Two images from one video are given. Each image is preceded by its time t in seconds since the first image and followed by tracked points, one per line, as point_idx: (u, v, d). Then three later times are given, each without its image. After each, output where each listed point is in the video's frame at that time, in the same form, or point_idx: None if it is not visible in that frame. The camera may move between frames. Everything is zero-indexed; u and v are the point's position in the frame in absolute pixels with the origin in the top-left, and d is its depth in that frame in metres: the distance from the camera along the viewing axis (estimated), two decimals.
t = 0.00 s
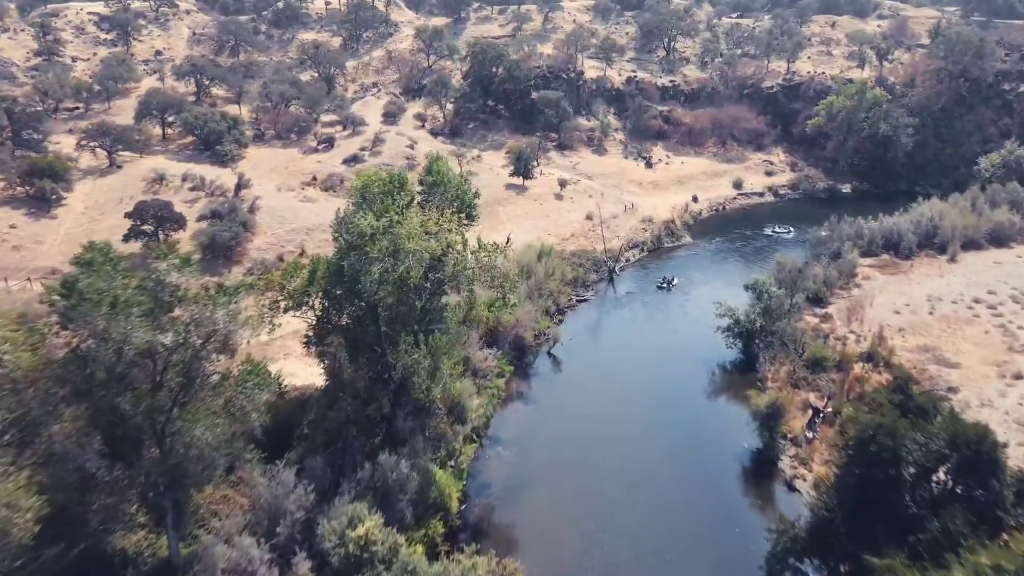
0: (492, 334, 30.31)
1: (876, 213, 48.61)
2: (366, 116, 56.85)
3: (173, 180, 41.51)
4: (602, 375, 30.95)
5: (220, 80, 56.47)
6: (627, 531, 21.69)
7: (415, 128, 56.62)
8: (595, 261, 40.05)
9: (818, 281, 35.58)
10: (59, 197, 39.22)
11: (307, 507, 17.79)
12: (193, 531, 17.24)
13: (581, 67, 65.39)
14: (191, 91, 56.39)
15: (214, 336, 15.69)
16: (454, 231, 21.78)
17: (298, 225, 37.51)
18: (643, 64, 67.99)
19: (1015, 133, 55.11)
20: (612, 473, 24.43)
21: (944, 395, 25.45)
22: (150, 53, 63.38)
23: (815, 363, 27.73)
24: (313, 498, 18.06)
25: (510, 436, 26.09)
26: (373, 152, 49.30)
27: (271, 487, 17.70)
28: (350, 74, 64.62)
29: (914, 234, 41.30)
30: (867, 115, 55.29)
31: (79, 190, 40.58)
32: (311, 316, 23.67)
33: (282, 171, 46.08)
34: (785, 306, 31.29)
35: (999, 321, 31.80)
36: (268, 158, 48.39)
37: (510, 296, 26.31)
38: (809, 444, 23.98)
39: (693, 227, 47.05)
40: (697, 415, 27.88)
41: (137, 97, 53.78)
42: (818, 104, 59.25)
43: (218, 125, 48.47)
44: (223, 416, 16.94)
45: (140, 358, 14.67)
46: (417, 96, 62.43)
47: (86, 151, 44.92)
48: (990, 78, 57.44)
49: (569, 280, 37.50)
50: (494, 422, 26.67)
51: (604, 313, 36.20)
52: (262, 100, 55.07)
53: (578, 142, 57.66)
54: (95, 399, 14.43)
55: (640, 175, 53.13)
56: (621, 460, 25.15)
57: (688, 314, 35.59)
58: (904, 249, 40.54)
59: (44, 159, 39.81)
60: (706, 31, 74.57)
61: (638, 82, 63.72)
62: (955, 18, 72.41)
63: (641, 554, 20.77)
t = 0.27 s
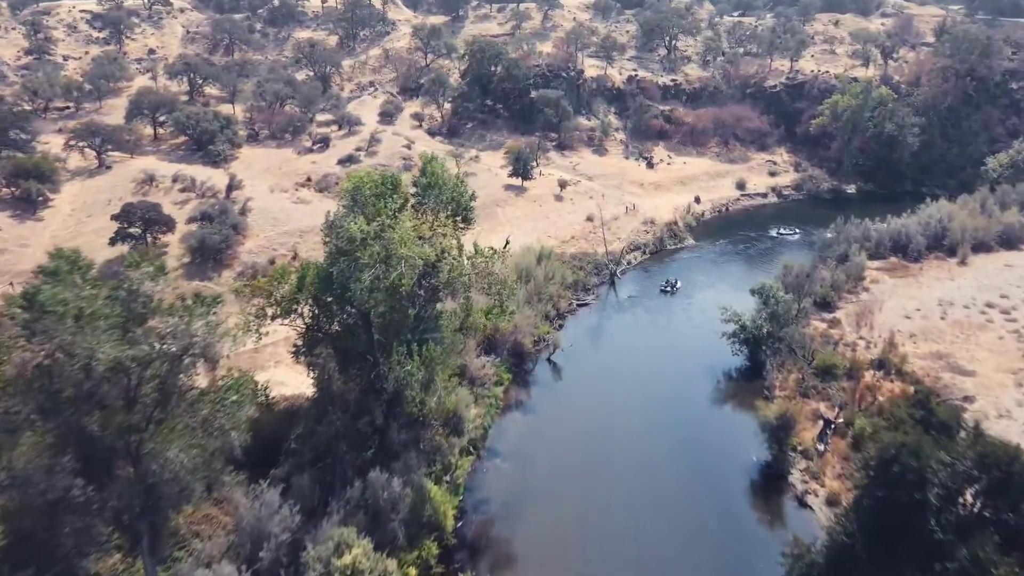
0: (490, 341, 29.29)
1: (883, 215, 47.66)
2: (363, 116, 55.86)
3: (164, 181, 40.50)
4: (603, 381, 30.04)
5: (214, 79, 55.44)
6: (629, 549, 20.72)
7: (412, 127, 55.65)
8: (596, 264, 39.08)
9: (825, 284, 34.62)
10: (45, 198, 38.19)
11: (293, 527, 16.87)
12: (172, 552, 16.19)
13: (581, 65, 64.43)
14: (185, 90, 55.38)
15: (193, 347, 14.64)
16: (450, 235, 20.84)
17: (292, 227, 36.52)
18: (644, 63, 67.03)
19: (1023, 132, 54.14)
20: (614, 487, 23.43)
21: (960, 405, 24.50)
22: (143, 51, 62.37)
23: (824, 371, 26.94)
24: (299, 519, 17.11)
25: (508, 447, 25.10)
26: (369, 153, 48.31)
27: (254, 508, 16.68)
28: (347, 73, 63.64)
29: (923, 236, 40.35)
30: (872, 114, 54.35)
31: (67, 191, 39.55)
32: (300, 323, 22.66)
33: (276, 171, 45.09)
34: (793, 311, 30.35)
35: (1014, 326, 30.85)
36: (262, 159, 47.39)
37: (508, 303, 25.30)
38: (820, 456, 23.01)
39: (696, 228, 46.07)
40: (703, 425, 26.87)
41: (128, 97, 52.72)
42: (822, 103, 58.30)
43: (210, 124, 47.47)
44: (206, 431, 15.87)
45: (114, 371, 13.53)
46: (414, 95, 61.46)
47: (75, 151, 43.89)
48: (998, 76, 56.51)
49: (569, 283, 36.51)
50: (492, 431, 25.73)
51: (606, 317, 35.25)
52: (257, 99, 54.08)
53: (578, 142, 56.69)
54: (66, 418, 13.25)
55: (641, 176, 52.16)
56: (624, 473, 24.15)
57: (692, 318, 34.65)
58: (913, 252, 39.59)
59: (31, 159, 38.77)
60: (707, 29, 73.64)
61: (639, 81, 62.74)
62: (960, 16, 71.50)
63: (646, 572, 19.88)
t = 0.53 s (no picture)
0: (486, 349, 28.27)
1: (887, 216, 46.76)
2: (357, 116, 54.83)
3: (150, 182, 39.42)
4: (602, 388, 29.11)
5: (204, 78, 54.37)
6: (633, 566, 19.77)
7: (407, 127, 54.66)
8: (594, 267, 38.12)
9: (830, 288, 33.70)
10: (28, 200, 37.07)
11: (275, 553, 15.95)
12: None
13: (578, 64, 63.48)
14: (174, 90, 54.28)
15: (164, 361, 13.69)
16: (443, 241, 19.92)
17: (282, 230, 35.50)
18: (643, 61, 66.09)
19: None
20: (615, 500, 22.44)
21: (974, 415, 23.57)
22: (133, 50, 61.25)
23: (833, 379, 26.06)
24: (282, 543, 16.21)
25: (505, 459, 24.14)
26: (363, 153, 47.27)
27: (233, 531, 15.65)
28: (341, 72, 62.60)
29: (929, 237, 39.45)
30: (874, 113, 53.47)
31: (51, 193, 38.44)
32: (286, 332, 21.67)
33: (266, 172, 44.06)
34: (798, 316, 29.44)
35: None
36: (253, 159, 46.33)
37: (504, 310, 24.31)
38: (830, 470, 22.16)
39: (697, 230, 45.12)
40: (707, 434, 25.96)
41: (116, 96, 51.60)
42: (823, 102, 57.41)
43: (200, 124, 46.39)
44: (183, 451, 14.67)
45: (78, 394, 12.49)
46: (409, 94, 60.44)
47: (60, 152, 42.77)
48: (1002, 74, 55.67)
49: (567, 287, 35.53)
50: (488, 443, 24.76)
51: (605, 322, 34.29)
52: (248, 99, 53.02)
53: (575, 142, 55.74)
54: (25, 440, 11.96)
55: (641, 176, 51.21)
56: (625, 486, 23.17)
57: (694, 322, 33.72)
58: (919, 253, 38.68)
59: (14, 161, 37.67)
60: (707, 27, 72.75)
61: (637, 80, 61.79)
62: (962, 14, 70.69)
63: None
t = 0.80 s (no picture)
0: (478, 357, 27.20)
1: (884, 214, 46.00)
2: (344, 116, 53.72)
3: (130, 186, 38.22)
4: (597, 395, 28.15)
5: (187, 79, 53.12)
6: None
7: (395, 127, 53.60)
8: (588, 270, 37.17)
9: (830, 289, 32.82)
10: (2, 206, 35.84)
11: None
12: None
13: (569, 62, 62.55)
14: (156, 91, 53.04)
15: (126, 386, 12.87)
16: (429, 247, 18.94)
17: (266, 234, 34.40)
18: (634, 59, 65.21)
19: None
20: (613, 515, 21.43)
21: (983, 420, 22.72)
22: (114, 51, 59.95)
23: (837, 385, 24.83)
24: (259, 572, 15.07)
25: (497, 472, 23.14)
26: (350, 154, 46.18)
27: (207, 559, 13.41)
28: (327, 72, 61.44)
29: (929, 235, 38.66)
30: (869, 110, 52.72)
31: (26, 198, 37.20)
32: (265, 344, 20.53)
33: (250, 175, 42.92)
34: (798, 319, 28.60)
35: None
36: (237, 162, 45.16)
37: (494, 318, 23.26)
38: (837, 481, 21.24)
39: (692, 230, 44.22)
40: (707, 442, 25.05)
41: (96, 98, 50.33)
42: (818, 99, 56.65)
43: (182, 126, 45.19)
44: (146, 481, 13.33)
45: (28, 419, 11.43)
46: (398, 94, 59.36)
47: (37, 156, 41.52)
48: (997, 70, 55.02)
49: (560, 291, 34.54)
50: (479, 455, 23.75)
51: (599, 326, 33.33)
52: (232, 100, 51.83)
53: (567, 142, 54.80)
54: None
55: (634, 176, 50.31)
56: (624, 500, 22.16)
57: (690, 325, 32.82)
58: (918, 251, 37.87)
59: None
60: (699, 24, 71.95)
61: (629, 77, 60.88)
62: (955, 9, 70.10)
63: None
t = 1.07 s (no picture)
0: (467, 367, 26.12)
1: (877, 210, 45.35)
2: (326, 118, 52.54)
3: (103, 193, 36.94)
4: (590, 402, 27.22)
5: (164, 82, 51.77)
6: None
7: (379, 129, 52.49)
8: (578, 272, 36.25)
9: (827, 288, 32.02)
10: None
11: None
12: None
13: (556, 60, 61.61)
14: (133, 95, 51.66)
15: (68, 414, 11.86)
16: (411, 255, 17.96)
17: (245, 240, 33.24)
18: (621, 56, 64.34)
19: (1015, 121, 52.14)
20: (609, 531, 20.46)
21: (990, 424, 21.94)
22: (89, 54, 58.46)
23: (837, 389, 24.32)
24: None
25: (488, 487, 22.15)
26: (332, 157, 45.02)
27: None
28: (309, 73, 60.19)
29: (924, 231, 37.96)
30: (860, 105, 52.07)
31: None
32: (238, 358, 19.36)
33: (229, 179, 41.69)
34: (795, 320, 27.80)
35: None
36: (216, 166, 43.91)
37: (481, 327, 22.28)
38: (842, 491, 20.33)
39: (683, 229, 43.37)
40: (705, 449, 24.19)
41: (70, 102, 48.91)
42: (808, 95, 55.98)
43: (158, 131, 43.90)
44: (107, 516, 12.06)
45: None
46: (381, 95, 58.21)
47: (7, 163, 40.15)
48: (987, 63, 54.52)
49: (550, 294, 33.56)
50: (469, 469, 22.74)
51: (591, 330, 32.39)
52: (211, 103, 50.55)
53: (554, 141, 53.86)
54: None
55: (623, 175, 49.43)
56: (620, 514, 21.21)
57: (684, 328, 31.95)
58: (914, 248, 37.13)
59: None
60: (686, 21, 71.21)
61: (617, 75, 59.99)
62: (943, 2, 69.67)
63: None
